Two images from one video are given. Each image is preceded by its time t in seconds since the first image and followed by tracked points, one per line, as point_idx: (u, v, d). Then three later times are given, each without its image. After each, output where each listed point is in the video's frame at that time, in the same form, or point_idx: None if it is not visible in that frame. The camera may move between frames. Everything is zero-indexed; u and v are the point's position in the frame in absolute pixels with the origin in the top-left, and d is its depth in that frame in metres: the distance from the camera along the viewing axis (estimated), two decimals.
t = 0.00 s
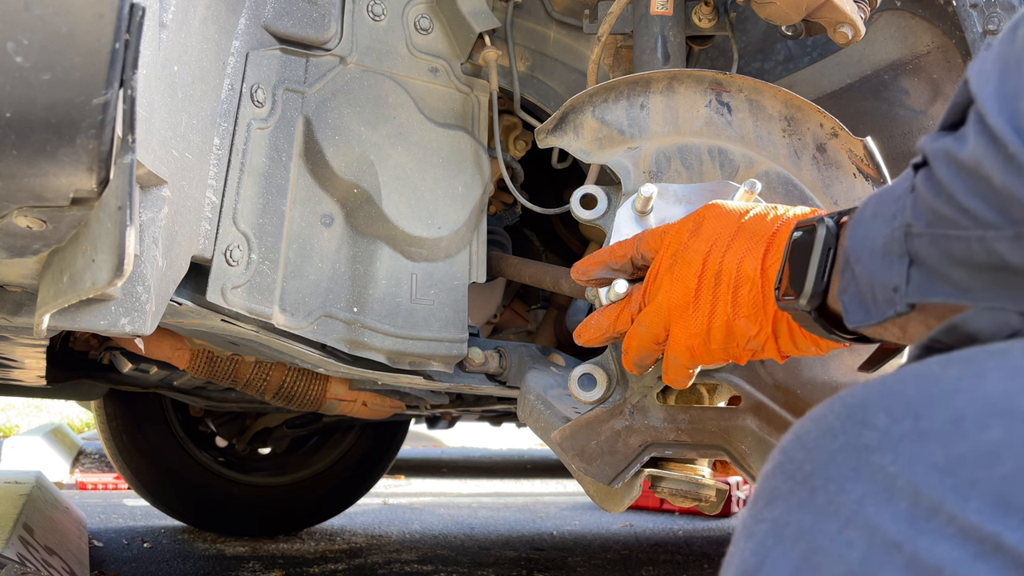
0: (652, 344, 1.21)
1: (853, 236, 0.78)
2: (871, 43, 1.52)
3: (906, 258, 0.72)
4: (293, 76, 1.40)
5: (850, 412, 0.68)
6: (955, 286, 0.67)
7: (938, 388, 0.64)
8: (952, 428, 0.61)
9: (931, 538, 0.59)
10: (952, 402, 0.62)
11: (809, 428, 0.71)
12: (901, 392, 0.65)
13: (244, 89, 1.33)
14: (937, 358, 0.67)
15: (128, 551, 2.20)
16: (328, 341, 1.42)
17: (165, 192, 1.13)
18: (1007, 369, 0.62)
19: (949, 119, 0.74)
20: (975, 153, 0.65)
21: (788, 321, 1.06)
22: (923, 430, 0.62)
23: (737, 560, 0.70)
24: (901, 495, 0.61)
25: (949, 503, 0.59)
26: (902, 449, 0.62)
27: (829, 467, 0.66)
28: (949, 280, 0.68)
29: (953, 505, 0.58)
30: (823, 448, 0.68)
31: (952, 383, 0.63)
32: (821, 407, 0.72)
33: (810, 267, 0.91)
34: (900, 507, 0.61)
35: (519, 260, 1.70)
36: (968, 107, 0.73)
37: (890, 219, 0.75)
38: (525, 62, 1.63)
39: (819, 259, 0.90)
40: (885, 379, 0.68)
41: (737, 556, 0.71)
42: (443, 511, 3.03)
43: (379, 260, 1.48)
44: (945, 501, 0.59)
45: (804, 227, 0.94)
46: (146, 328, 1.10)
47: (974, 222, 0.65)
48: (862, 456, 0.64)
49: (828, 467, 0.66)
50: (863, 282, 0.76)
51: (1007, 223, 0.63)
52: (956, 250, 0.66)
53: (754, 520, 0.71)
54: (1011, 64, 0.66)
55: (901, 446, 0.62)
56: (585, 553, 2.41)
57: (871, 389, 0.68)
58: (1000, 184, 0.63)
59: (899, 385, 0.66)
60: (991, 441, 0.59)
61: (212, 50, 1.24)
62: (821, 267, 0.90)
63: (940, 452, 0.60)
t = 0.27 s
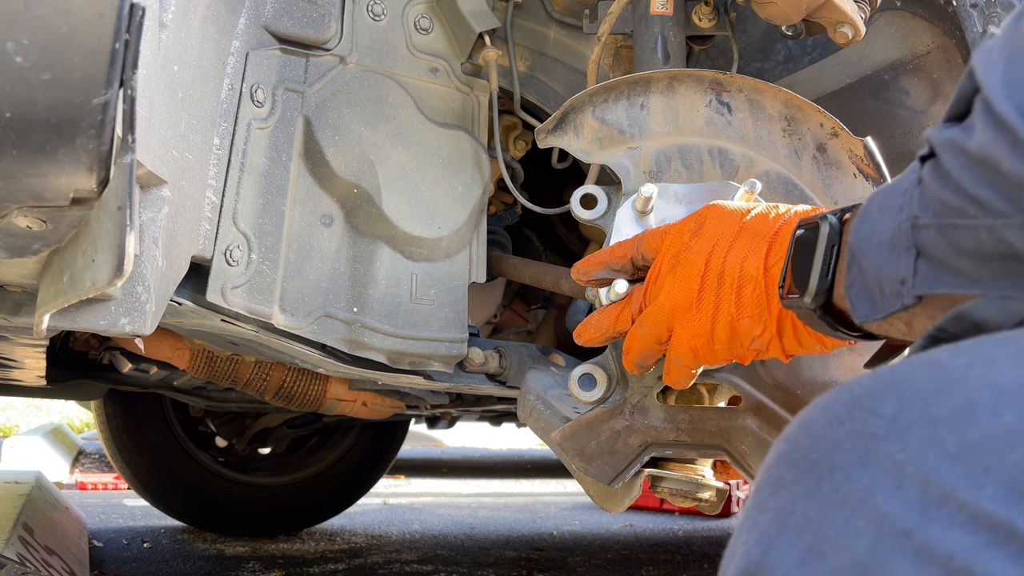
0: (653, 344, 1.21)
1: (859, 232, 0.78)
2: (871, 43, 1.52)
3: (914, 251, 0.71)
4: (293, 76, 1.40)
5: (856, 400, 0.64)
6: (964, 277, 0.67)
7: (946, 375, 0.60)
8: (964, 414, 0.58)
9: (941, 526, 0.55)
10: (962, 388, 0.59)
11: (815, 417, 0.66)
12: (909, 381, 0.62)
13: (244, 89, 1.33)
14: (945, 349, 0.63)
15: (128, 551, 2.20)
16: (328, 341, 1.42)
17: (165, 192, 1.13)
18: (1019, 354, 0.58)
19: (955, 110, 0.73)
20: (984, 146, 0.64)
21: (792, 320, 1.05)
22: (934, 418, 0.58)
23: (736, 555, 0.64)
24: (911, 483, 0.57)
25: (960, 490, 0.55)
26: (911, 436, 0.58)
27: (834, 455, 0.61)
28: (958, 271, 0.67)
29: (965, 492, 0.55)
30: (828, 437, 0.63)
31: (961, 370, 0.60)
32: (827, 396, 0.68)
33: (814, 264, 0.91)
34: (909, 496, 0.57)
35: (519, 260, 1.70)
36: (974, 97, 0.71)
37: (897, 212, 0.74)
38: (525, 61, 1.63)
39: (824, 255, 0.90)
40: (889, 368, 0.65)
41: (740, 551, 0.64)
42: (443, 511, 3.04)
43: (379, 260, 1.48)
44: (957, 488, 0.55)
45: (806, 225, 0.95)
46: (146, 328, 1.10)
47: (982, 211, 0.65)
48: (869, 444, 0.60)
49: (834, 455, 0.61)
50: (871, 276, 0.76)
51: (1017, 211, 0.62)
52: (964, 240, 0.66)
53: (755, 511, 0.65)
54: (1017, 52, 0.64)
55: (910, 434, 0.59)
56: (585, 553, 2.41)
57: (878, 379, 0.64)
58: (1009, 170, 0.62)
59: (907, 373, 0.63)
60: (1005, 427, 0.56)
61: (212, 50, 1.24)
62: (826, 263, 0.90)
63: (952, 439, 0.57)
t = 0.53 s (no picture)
0: (654, 344, 1.21)
1: (864, 225, 0.78)
2: (871, 43, 1.52)
3: (919, 245, 0.71)
4: (293, 76, 1.40)
5: (860, 398, 0.63)
6: (971, 271, 0.66)
7: (951, 371, 0.60)
8: (973, 411, 0.57)
9: (951, 524, 0.54)
10: (971, 385, 0.58)
11: (818, 414, 0.66)
12: (915, 378, 0.61)
13: (244, 89, 1.33)
14: (949, 347, 0.63)
15: (128, 551, 2.20)
16: (328, 341, 1.42)
17: (165, 192, 1.12)
18: None
19: (961, 105, 0.72)
20: (992, 140, 0.64)
21: (792, 318, 1.06)
22: (941, 415, 0.58)
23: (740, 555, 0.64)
24: (919, 481, 0.56)
25: (971, 488, 0.54)
26: (919, 434, 0.57)
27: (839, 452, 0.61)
28: (964, 265, 0.67)
29: (976, 490, 0.54)
30: (832, 434, 0.62)
31: (968, 366, 0.59)
32: (830, 394, 0.67)
33: (816, 261, 0.90)
34: (917, 494, 0.56)
35: (519, 260, 1.70)
36: (982, 92, 0.70)
37: (902, 206, 0.74)
38: (525, 61, 1.63)
39: (826, 253, 0.90)
40: (895, 365, 0.64)
41: (740, 552, 0.64)
42: (443, 511, 3.04)
43: (379, 260, 1.48)
44: (967, 486, 0.54)
45: (808, 223, 0.95)
46: (146, 328, 1.10)
47: (990, 204, 0.64)
48: (875, 442, 0.59)
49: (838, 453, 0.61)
50: (874, 271, 0.76)
51: None
52: (971, 234, 0.65)
53: (756, 512, 0.65)
54: None
55: (917, 431, 0.58)
56: (585, 553, 2.41)
57: (882, 376, 0.64)
58: (1017, 164, 0.61)
59: (912, 370, 0.62)
60: (1015, 423, 0.55)
61: (212, 50, 1.24)
62: (826, 261, 0.89)
63: (961, 436, 0.56)
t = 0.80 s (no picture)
0: (653, 344, 1.21)
1: (865, 225, 0.78)
2: (872, 43, 1.52)
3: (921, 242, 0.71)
4: (293, 76, 1.40)
5: (860, 399, 0.63)
6: (973, 268, 0.66)
7: (954, 372, 0.60)
8: (977, 411, 0.57)
9: (954, 525, 0.54)
10: (973, 385, 0.58)
11: (818, 415, 0.65)
12: (917, 378, 0.61)
13: (244, 89, 1.33)
14: (950, 347, 0.63)
15: (128, 551, 2.20)
16: (328, 341, 1.42)
17: (165, 192, 1.12)
18: None
19: (968, 103, 0.71)
20: (998, 136, 0.63)
21: (792, 319, 1.06)
22: (943, 415, 0.58)
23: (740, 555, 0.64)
24: (922, 481, 0.56)
25: (974, 488, 0.54)
26: (921, 434, 0.57)
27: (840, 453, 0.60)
28: (966, 262, 0.67)
29: (979, 490, 0.54)
30: (832, 434, 0.62)
31: (971, 366, 0.59)
32: (829, 395, 0.67)
33: (817, 262, 0.90)
34: (920, 494, 0.56)
35: (519, 260, 1.70)
36: (988, 90, 0.70)
37: (906, 203, 0.74)
38: (525, 61, 1.63)
39: (827, 253, 0.90)
40: (896, 366, 0.64)
41: (740, 553, 0.63)
42: (443, 511, 3.04)
43: (379, 260, 1.48)
44: (970, 486, 0.54)
45: (809, 224, 0.95)
46: (146, 328, 1.10)
47: (995, 200, 0.64)
48: (877, 442, 0.59)
49: (838, 452, 0.60)
50: (875, 268, 0.76)
51: None
52: (974, 231, 0.65)
53: (756, 512, 0.65)
54: None
55: (919, 430, 0.58)
56: (585, 553, 2.41)
57: (882, 377, 0.63)
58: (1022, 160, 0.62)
59: (913, 371, 0.62)
60: (1019, 423, 0.55)
61: (212, 50, 1.24)
62: (827, 262, 0.90)
63: (964, 436, 0.56)
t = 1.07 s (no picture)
0: (658, 345, 1.20)
1: (870, 219, 0.78)
2: (871, 43, 1.52)
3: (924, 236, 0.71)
4: (293, 76, 1.40)
5: (859, 397, 0.62)
6: (976, 263, 0.66)
7: (953, 370, 0.59)
8: (974, 410, 0.57)
9: (952, 525, 0.54)
10: (970, 383, 0.58)
11: (817, 414, 0.65)
12: (916, 376, 0.61)
13: (244, 89, 1.33)
14: (950, 344, 0.63)
15: (128, 551, 2.20)
16: (328, 341, 1.42)
17: (165, 192, 1.12)
18: None
19: (970, 96, 0.71)
20: (997, 129, 0.63)
21: (800, 315, 1.06)
22: (941, 413, 0.57)
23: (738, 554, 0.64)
24: (918, 481, 0.56)
25: (971, 488, 0.54)
26: (919, 433, 0.57)
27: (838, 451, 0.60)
28: (970, 257, 0.67)
29: (976, 490, 0.54)
30: (830, 433, 0.62)
31: (969, 364, 0.59)
32: (828, 393, 0.67)
33: (821, 259, 0.91)
34: (917, 493, 0.56)
35: (519, 260, 1.70)
36: (988, 84, 0.70)
37: (908, 198, 0.74)
38: (525, 61, 1.63)
39: (831, 249, 0.90)
40: (894, 364, 0.64)
41: (739, 552, 0.63)
42: (443, 511, 3.04)
43: (379, 260, 1.48)
44: (967, 486, 0.54)
45: (811, 221, 0.95)
46: (146, 328, 1.10)
47: (995, 195, 0.64)
48: (875, 442, 0.59)
49: (837, 451, 0.60)
50: (879, 262, 0.76)
51: None
52: (976, 225, 0.65)
53: (754, 512, 0.65)
54: None
55: (917, 429, 0.58)
56: (585, 553, 2.41)
57: (881, 375, 0.63)
58: (1022, 152, 0.62)
59: (912, 368, 0.62)
60: (1017, 422, 0.55)
61: (212, 50, 1.24)
62: (832, 258, 0.90)
63: (961, 435, 0.56)
